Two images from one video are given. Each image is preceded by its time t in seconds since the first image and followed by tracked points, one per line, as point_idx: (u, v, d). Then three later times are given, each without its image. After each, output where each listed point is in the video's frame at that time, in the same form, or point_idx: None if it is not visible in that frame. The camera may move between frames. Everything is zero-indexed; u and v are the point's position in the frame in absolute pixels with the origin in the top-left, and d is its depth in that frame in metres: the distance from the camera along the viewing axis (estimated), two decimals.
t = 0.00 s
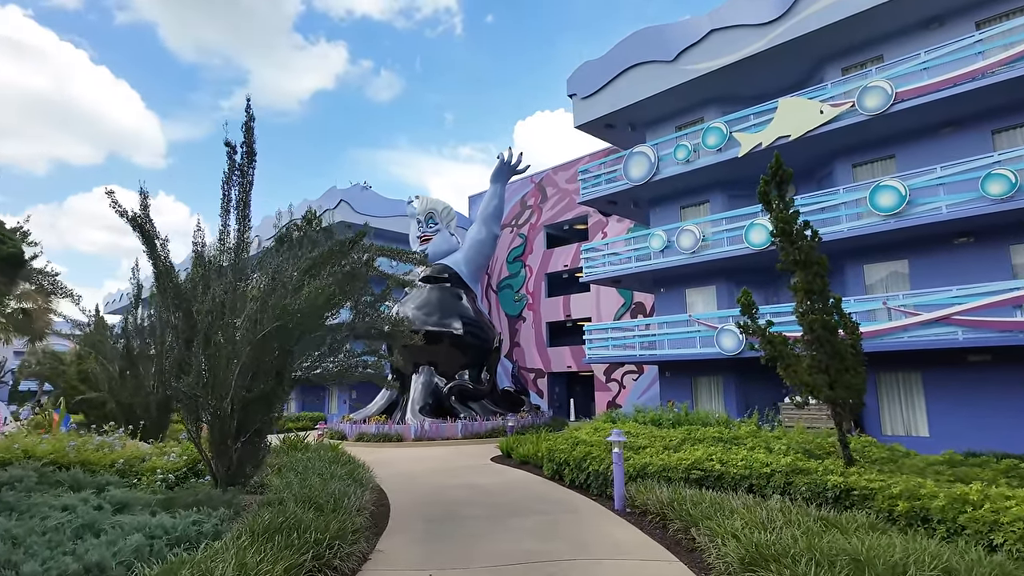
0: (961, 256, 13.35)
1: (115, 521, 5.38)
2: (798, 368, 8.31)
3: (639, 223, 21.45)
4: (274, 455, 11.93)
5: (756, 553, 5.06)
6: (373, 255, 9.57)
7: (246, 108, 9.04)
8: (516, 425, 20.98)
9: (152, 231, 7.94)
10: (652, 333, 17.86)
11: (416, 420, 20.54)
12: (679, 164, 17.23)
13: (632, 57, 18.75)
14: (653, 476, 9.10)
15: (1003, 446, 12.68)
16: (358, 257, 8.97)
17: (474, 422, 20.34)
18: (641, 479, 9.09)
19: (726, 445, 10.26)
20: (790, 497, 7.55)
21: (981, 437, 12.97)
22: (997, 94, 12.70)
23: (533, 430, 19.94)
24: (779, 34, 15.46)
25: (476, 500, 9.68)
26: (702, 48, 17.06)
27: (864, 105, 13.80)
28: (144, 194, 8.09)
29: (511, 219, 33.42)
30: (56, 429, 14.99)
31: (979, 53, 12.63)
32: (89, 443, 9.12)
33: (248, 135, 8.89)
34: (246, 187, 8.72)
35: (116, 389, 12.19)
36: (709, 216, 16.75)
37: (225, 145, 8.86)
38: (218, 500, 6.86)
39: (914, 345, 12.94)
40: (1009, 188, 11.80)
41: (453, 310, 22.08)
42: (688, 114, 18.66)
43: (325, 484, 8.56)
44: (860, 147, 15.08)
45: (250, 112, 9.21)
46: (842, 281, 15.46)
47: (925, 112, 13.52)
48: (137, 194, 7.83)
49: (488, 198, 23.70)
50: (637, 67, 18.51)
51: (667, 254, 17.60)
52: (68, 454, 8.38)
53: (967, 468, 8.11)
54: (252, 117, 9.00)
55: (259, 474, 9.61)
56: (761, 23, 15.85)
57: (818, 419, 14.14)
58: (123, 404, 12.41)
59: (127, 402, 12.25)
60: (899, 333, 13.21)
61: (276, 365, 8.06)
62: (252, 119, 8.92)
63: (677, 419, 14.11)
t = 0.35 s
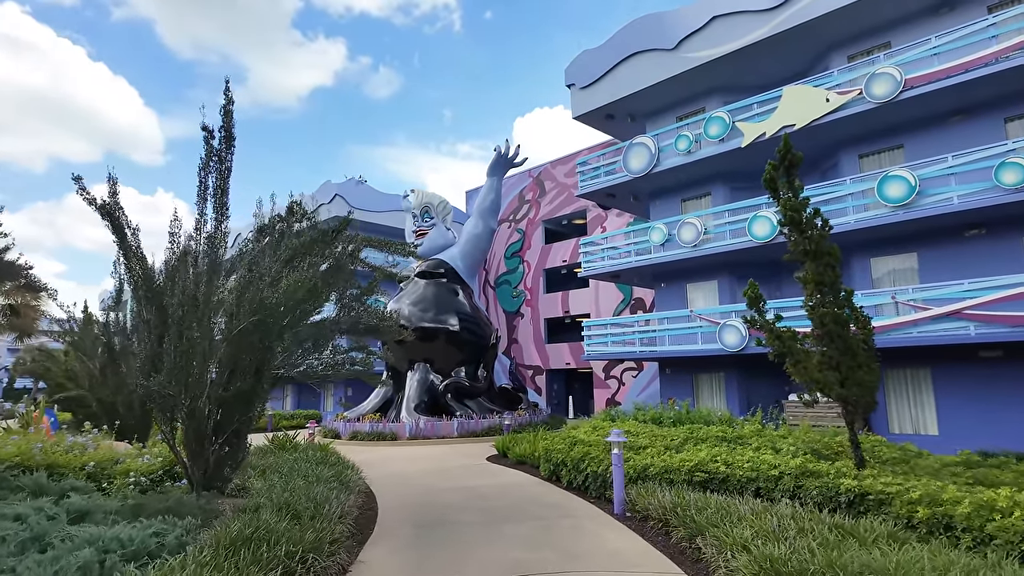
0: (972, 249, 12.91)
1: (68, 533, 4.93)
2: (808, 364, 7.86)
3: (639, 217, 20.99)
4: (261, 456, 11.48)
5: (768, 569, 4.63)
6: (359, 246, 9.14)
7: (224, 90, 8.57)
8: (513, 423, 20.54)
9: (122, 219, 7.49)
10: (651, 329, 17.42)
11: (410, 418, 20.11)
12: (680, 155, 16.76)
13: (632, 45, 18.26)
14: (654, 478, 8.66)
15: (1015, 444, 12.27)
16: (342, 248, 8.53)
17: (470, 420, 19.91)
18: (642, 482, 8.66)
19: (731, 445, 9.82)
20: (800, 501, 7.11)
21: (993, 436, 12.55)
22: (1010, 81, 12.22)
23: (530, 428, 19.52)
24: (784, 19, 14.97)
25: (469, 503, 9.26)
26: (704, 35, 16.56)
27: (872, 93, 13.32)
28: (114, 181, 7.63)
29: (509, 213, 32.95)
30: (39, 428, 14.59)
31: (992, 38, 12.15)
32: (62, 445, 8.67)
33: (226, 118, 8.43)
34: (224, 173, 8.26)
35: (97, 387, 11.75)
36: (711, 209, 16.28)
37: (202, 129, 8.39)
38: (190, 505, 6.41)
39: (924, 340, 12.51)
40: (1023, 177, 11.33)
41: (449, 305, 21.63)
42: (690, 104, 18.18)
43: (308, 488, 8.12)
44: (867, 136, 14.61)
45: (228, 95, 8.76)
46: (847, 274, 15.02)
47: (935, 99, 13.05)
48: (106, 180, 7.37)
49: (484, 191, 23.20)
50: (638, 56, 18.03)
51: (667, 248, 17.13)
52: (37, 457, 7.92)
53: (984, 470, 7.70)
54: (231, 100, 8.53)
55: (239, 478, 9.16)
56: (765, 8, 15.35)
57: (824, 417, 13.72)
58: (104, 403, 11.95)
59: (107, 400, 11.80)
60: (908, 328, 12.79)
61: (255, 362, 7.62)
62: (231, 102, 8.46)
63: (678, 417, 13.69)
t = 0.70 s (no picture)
0: (989, 242, 12.47)
1: (28, 540, 4.51)
2: (826, 361, 7.44)
3: (643, 211, 20.56)
4: (251, 455, 11.07)
5: None
6: (352, 234, 8.74)
7: (211, 70, 8.15)
8: (514, 421, 20.13)
9: (99, 204, 7.06)
10: (656, 325, 16.99)
11: (409, 416, 19.69)
12: (686, 146, 16.32)
13: (637, 33, 17.80)
14: (663, 479, 8.24)
15: None
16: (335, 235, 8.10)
17: (470, 418, 19.50)
18: (650, 484, 8.24)
19: (740, 444, 9.39)
20: (820, 505, 6.69)
21: (1011, 436, 12.10)
22: None
23: (531, 426, 19.11)
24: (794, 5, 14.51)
25: (468, 505, 8.84)
26: (711, 22, 16.10)
27: (886, 80, 12.87)
28: (91, 163, 7.19)
29: (510, 208, 32.51)
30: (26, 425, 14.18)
31: (1013, 22, 11.69)
32: (40, 445, 8.26)
33: (212, 98, 7.98)
34: (210, 157, 7.83)
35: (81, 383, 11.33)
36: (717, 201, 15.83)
37: (187, 111, 7.95)
38: (169, 510, 5.99)
39: (940, 336, 12.09)
40: None
41: (449, 301, 21.21)
42: (696, 94, 17.74)
43: (297, 489, 7.73)
44: (880, 126, 14.17)
45: (215, 75, 8.32)
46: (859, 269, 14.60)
47: (952, 87, 12.59)
48: (82, 162, 6.93)
49: (484, 185, 22.72)
50: (642, 44, 17.57)
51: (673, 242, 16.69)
52: (11, 456, 7.51)
53: (1014, 472, 7.27)
54: (217, 79, 8.09)
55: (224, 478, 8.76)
56: None
57: (835, 415, 13.31)
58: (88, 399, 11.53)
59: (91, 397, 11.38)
60: (923, 324, 12.36)
61: (241, 356, 7.19)
62: (218, 83, 8.04)
63: (684, 416, 13.27)
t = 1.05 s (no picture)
0: (1005, 235, 12.05)
1: None
2: (843, 358, 7.01)
3: (646, 205, 20.15)
4: (241, 455, 10.68)
5: None
6: (342, 225, 8.34)
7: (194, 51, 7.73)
8: (513, 420, 19.74)
9: (73, 190, 6.66)
10: (660, 321, 16.59)
11: (406, 415, 19.30)
12: (690, 138, 15.90)
13: (640, 22, 17.37)
14: (670, 482, 7.84)
15: None
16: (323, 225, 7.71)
17: (469, 417, 19.11)
18: (657, 486, 7.84)
19: (750, 445, 8.99)
20: (839, 510, 6.28)
21: None
22: None
23: (531, 425, 18.72)
24: None
25: (465, 508, 8.45)
26: (717, 10, 15.67)
27: (898, 68, 12.40)
28: (64, 148, 6.77)
29: (510, 204, 32.10)
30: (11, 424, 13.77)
31: None
32: (15, 445, 7.87)
33: (196, 81, 7.55)
34: (193, 143, 7.41)
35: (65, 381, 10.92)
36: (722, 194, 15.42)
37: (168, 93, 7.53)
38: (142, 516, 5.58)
39: (955, 332, 11.67)
40: None
41: (448, 298, 20.82)
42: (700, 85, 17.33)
43: (283, 493, 7.31)
44: (891, 116, 13.75)
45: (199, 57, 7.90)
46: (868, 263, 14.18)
47: (968, 75, 12.16)
48: (54, 146, 6.51)
49: (484, 179, 22.31)
50: (646, 34, 17.15)
51: (677, 236, 16.28)
52: None
53: None
54: (201, 61, 7.66)
55: (208, 480, 8.37)
56: None
57: (844, 414, 12.92)
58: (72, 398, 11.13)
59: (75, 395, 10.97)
60: (937, 319, 11.94)
61: (224, 352, 6.78)
62: (201, 64, 7.62)
63: (689, 414, 12.87)
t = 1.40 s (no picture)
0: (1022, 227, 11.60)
1: None
2: (863, 355, 6.56)
3: (648, 199, 19.70)
4: (228, 458, 10.24)
5: None
6: (328, 215, 7.99)
7: (171, 29, 7.26)
8: (512, 419, 19.33)
9: (38, 176, 6.21)
10: (662, 318, 16.13)
11: (403, 414, 18.88)
12: (694, 129, 15.44)
13: (642, 10, 16.88)
14: (676, 486, 7.41)
15: None
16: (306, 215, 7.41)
17: (467, 416, 18.69)
18: (662, 491, 7.41)
19: (758, 447, 8.57)
20: (860, 519, 5.84)
21: None
22: None
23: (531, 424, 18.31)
24: None
25: (460, 514, 8.02)
26: None
27: (911, 53, 11.95)
28: (28, 130, 6.30)
29: (509, 200, 31.63)
30: None
31: None
32: None
33: (172, 61, 7.07)
34: (169, 127, 6.96)
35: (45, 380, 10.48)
36: (727, 186, 14.95)
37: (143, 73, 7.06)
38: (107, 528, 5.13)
39: (971, 329, 11.21)
40: None
41: (446, 294, 20.39)
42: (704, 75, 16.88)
43: (265, 499, 6.88)
44: (902, 105, 13.29)
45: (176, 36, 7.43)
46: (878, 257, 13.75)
47: (984, 61, 11.69)
48: (17, 127, 6.05)
49: (482, 172, 21.83)
50: (648, 22, 16.67)
51: (680, 230, 15.82)
52: None
53: None
54: (178, 40, 7.20)
55: (188, 485, 7.93)
56: None
57: (854, 413, 12.59)
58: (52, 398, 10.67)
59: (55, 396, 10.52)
60: (952, 315, 11.47)
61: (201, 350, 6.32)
62: (179, 42, 7.15)
63: (693, 413, 12.45)
